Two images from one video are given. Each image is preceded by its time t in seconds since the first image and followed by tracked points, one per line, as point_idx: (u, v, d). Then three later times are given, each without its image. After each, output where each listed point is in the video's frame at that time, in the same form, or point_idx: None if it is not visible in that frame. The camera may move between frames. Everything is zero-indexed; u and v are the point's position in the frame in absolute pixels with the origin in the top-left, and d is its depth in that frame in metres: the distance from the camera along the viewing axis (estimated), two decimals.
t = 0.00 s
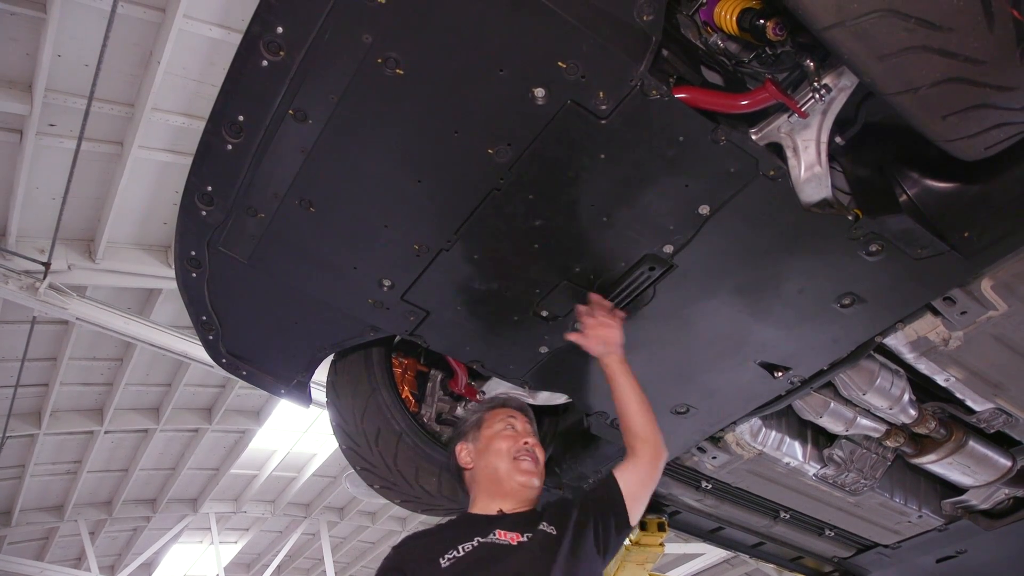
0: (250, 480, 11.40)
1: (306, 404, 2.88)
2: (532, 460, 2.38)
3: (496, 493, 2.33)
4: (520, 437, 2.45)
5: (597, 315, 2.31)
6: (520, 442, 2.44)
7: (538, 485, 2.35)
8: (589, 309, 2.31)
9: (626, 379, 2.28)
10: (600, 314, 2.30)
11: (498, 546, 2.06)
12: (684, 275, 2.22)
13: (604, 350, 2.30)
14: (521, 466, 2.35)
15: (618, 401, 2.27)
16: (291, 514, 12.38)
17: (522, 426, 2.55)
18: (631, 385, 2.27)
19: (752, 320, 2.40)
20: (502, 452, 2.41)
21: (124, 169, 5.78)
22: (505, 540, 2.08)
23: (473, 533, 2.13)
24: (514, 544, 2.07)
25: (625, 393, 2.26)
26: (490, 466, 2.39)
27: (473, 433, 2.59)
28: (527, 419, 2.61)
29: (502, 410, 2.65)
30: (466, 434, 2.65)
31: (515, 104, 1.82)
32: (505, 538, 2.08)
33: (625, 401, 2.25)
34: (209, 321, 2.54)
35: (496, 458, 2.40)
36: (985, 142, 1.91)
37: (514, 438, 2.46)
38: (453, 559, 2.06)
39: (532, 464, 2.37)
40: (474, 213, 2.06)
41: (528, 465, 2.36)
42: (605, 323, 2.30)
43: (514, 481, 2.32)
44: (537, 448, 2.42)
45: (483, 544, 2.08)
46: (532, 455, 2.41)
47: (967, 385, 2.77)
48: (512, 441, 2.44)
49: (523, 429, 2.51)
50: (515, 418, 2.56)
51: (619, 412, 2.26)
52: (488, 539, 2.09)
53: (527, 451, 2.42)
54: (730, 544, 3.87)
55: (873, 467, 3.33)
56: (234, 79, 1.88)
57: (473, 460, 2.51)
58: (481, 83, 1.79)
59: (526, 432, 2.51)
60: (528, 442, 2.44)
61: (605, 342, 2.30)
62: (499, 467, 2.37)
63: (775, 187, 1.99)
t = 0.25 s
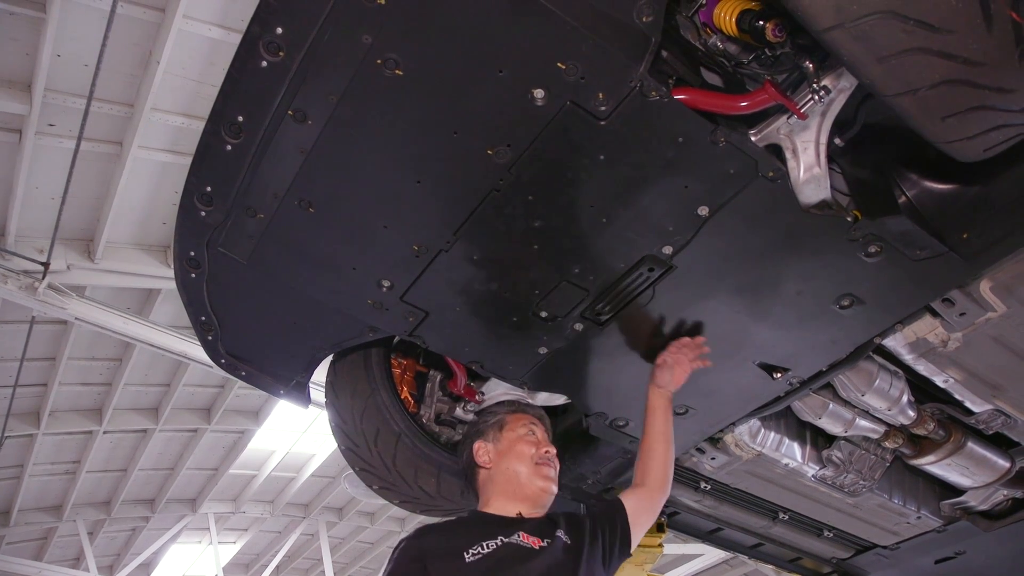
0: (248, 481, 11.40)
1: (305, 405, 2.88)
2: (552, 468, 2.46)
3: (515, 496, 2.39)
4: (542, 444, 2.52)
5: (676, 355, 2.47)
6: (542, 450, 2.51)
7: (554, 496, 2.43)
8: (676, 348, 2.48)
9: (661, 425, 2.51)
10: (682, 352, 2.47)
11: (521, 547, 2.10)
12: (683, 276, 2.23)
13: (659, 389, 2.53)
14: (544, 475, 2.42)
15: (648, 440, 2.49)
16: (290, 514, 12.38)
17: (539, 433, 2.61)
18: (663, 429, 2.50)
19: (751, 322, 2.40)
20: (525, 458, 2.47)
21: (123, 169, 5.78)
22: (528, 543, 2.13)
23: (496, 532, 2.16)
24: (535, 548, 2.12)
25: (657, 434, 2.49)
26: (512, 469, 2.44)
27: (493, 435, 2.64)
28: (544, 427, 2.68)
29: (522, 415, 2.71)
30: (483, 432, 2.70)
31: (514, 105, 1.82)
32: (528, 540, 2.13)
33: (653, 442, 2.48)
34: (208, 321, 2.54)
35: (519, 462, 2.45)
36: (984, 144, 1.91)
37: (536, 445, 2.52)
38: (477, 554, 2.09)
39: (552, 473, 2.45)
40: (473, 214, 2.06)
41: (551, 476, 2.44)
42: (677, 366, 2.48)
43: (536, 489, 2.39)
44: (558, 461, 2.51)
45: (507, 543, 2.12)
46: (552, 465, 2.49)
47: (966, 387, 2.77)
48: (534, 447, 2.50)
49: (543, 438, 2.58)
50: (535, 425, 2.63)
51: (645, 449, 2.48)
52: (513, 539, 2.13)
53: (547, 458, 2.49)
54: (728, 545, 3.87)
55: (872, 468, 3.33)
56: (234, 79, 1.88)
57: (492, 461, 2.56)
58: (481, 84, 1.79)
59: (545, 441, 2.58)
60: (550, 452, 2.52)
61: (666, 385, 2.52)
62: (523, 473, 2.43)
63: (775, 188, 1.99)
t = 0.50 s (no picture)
0: (247, 478, 11.40)
1: (303, 402, 2.88)
2: (551, 469, 2.47)
3: (516, 497, 2.40)
4: (541, 444, 2.53)
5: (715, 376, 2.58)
6: (541, 450, 2.52)
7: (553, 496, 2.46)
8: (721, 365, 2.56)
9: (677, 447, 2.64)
10: (721, 373, 2.57)
11: (527, 547, 2.11)
12: (682, 273, 2.23)
13: (690, 407, 2.63)
14: (543, 476, 2.43)
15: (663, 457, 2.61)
16: (288, 511, 12.39)
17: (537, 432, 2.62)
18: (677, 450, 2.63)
19: (750, 320, 2.40)
20: (525, 458, 2.47)
21: (122, 166, 5.78)
22: (533, 543, 2.14)
23: (501, 531, 2.17)
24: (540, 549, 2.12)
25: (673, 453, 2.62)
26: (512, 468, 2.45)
27: (491, 433, 2.63)
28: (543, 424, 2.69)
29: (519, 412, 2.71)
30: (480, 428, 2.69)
31: (513, 102, 1.82)
32: (533, 540, 2.14)
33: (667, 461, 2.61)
34: (207, 318, 2.54)
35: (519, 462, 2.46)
36: (983, 142, 1.91)
37: (535, 445, 2.53)
38: (483, 554, 2.10)
39: (551, 473, 2.46)
40: (472, 211, 2.06)
41: (550, 476, 2.46)
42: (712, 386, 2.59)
43: (536, 490, 2.40)
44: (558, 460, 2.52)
45: (513, 543, 2.12)
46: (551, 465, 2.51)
47: (965, 385, 2.77)
48: (533, 447, 2.51)
49: (542, 437, 2.59)
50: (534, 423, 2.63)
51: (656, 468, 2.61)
52: (518, 539, 2.14)
53: (546, 458, 2.50)
54: (726, 543, 3.88)
55: (870, 466, 3.33)
56: (233, 76, 1.88)
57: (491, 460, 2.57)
58: (481, 82, 1.79)
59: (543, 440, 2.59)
60: (549, 452, 2.53)
61: (699, 406, 2.63)
62: (523, 473, 2.43)
63: (774, 186, 1.99)
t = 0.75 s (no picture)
0: (246, 471, 11.42)
1: (301, 394, 2.88)
2: (529, 461, 2.32)
3: (499, 498, 2.31)
4: (517, 437, 2.38)
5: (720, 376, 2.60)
6: (519, 442, 2.38)
7: (542, 485, 2.31)
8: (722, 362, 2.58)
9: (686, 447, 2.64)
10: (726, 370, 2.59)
11: (521, 541, 2.11)
12: (680, 267, 2.23)
13: (696, 406, 2.66)
14: (520, 469, 2.30)
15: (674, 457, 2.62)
16: (287, 504, 12.41)
17: (519, 421, 2.47)
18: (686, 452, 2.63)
19: (748, 313, 2.41)
20: (500, 454, 2.35)
21: (120, 158, 5.77)
22: (527, 536, 2.13)
23: (496, 526, 2.16)
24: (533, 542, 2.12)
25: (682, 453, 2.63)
26: (490, 469, 2.34)
27: (474, 432, 2.54)
28: (528, 408, 2.53)
29: (501, 401, 2.56)
30: (467, 427, 2.61)
31: (512, 95, 1.82)
32: (528, 534, 2.13)
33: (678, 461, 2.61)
34: (205, 311, 2.54)
35: (495, 461, 2.34)
36: (981, 135, 1.92)
37: (512, 438, 2.39)
38: (477, 550, 2.08)
39: (532, 466, 2.32)
40: (471, 204, 2.06)
41: (529, 468, 2.31)
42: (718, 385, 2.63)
43: (515, 486, 2.28)
44: (538, 446, 2.36)
45: (507, 538, 2.11)
46: (533, 455, 2.36)
47: (961, 378, 2.78)
48: (509, 442, 2.37)
49: (522, 425, 2.44)
50: (512, 413, 2.49)
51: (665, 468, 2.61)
52: (512, 533, 2.13)
53: (525, 450, 2.35)
54: (723, 536, 3.90)
55: (867, 459, 3.34)
56: (231, 68, 1.87)
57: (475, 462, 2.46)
58: (479, 74, 1.79)
59: (525, 428, 2.44)
60: (528, 441, 2.38)
61: (704, 405, 2.66)
62: (499, 471, 2.32)
63: (772, 179, 2.00)
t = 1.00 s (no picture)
0: (246, 467, 11.43)
1: (301, 391, 2.88)
2: (515, 459, 2.27)
3: (489, 499, 2.27)
4: (502, 434, 2.33)
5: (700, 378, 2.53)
6: (505, 438, 2.33)
7: (530, 481, 2.25)
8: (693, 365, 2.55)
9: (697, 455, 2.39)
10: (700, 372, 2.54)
11: (507, 537, 2.03)
12: (679, 262, 2.23)
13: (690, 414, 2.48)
14: (505, 466, 2.25)
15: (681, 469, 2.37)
16: (287, 501, 12.43)
17: (507, 417, 2.42)
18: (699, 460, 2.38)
19: (747, 308, 2.40)
20: (486, 453, 2.31)
21: (119, 154, 5.76)
22: (514, 532, 2.05)
23: (494, 519, 2.12)
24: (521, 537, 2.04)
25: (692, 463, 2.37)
26: (477, 468, 2.30)
27: (466, 430, 2.50)
28: (518, 401, 2.47)
29: (490, 397, 2.51)
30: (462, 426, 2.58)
31: (511, 90, 1.82)
32: (513, 531, 2.05)
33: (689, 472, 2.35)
34: (204, 306, 2.54)
35: (481, 459, 2.30)
36: (981, 130, 1.91)
37: (499, 436, 2.35)
38: (461, 548, 2.03)
39: (518, 463, 2.26)
40: (469, 199, 2.06)
41: (514, 464, 2.25)
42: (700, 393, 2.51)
43: (501, 484, 2.23)
44: (523, 441, 2.30)
45: (492, 534, 2.05)
46: (519, 450, 2.30)
47: (961, 374, 2.78)
48: (495, 441, 2.33)
49: (510, 420, 2.39)
50: (500, 408, 2.44)
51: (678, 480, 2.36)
52: (498, 529, 2.06)
53: (511, 448, 2.30)
54: (723, 532, 3.87)
55: (866, 455, 3.34)
56: (230, 63, 1.87)
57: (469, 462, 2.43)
58: (477, 69, 1.78)
59: (513, 423, 2.39)
60: (514, 437, 2.33)
61: (697, 411, 2.48)
62: (485, 470, 2.27)
63: (771, 174, 1.99)
